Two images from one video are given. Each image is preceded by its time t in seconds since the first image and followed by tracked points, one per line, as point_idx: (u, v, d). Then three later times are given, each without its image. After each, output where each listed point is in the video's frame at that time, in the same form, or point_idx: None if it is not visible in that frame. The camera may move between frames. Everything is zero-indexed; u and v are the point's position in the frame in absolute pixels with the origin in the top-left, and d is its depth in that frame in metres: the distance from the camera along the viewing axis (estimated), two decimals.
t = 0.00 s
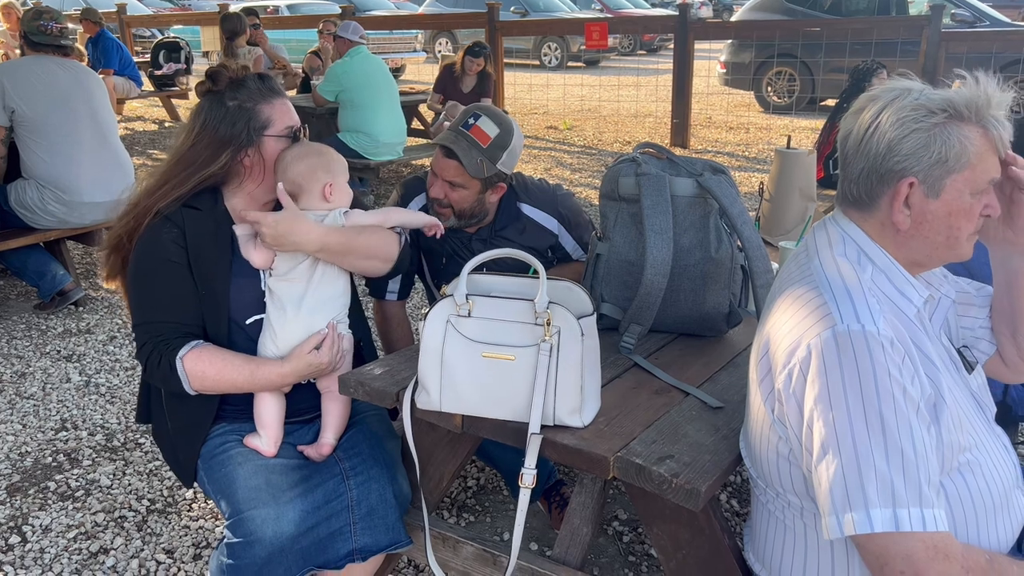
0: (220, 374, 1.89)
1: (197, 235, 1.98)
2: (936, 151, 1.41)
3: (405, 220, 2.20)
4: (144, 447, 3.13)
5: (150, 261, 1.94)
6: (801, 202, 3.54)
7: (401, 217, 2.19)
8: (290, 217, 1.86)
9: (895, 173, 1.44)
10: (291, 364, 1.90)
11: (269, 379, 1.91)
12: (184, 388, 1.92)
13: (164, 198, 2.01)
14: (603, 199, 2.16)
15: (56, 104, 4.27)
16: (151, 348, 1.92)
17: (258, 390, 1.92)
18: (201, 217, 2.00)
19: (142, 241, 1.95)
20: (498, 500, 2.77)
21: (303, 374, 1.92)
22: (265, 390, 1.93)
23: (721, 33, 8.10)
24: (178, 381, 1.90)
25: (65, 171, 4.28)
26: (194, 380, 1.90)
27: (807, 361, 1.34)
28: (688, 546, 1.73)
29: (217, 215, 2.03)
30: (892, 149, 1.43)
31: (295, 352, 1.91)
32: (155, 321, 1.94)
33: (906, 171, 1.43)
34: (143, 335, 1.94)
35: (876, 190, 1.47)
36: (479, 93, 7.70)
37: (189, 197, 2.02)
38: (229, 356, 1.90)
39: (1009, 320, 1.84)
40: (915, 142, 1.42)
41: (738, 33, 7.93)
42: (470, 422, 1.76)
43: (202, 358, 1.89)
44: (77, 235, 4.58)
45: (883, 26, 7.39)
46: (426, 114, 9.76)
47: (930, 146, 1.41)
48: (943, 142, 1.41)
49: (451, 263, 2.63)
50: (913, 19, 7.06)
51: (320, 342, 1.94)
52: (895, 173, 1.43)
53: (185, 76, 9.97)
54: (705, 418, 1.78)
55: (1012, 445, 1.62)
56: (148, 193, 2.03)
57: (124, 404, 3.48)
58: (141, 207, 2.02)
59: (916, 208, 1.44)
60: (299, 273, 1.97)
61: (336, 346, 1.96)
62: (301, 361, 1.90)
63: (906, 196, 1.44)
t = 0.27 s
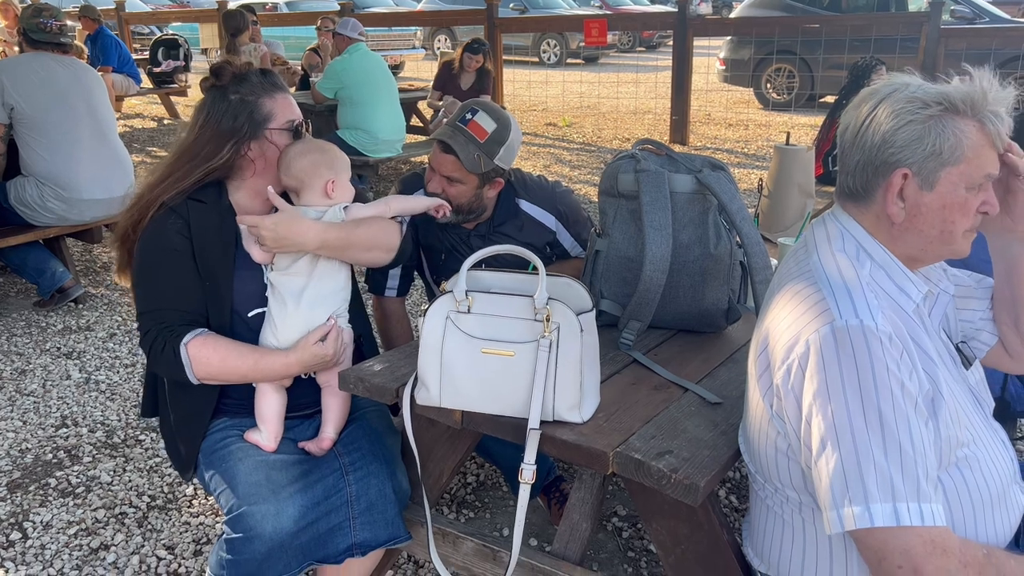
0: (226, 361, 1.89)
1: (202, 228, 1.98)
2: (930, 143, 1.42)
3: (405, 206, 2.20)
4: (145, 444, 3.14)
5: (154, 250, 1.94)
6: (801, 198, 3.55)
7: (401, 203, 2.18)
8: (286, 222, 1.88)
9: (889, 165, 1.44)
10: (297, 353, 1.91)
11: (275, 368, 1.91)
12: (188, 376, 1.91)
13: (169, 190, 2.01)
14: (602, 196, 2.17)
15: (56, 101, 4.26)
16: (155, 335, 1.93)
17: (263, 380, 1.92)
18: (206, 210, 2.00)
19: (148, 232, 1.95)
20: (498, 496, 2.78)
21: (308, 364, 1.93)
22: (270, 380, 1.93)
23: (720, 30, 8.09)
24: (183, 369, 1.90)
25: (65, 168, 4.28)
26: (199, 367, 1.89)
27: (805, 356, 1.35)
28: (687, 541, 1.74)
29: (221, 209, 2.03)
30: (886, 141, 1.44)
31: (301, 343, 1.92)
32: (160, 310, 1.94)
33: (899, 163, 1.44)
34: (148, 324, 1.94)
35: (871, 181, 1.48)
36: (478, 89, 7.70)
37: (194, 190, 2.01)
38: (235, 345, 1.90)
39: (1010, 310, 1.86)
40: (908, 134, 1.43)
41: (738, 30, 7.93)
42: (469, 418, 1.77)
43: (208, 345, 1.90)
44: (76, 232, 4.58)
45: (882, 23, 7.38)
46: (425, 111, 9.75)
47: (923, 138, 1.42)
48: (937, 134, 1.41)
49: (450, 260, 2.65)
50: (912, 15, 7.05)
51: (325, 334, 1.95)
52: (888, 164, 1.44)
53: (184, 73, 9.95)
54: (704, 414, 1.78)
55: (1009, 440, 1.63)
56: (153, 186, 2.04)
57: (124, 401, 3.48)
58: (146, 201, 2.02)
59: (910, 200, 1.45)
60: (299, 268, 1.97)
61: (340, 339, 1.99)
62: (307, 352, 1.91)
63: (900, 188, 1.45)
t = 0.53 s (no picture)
0: (230, 347, 1.88)
1: (203, 222, 1.98)
2: (924, 136, 1.42)
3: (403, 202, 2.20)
4: (145, 440, 3.14)
5: (155, 241, 1.94)
6: (801, 193, 3.55)
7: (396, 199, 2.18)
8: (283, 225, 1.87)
9: (884, 157, 1.45)
10: (303, 339, 1.90)
11: (281, 352, 1.89)
12: (192, 364, 1.90)
13: (170, 183, 2.01)
14: (602, 191, 2.17)
15: (55, 97, 4.26)
16: (159, 323, 1.92)
17: (268, 366, 1.90)
18: (207, 204, 2.00)
19: (149, 225, 1.95)
20: (498, 491, 2.79)
21: (314, 351, 1.92)
22: (275, 367, 1.91)
23: (720, 26, 8.08)
24: (188, 356, 1.89)
25: (65, 164, 4.28)
26: (203, 353, 1.88)
27: (805, 351, 1.35)
28: (687, 535, 1.74)
29: (223, 203, 2.03)
30: (882, 133, 1.45)
31: (306, 329, 1.91)
32: (163, 300, 1.94)
33: (895, 154, 1.44)
34: (151, 312, 1.93)
35: (867, 173, 1.48)
36: (478, 85, 7.69)
37: (195, 183, 2.02)
38: (239, 333, 1.89)
39: (1010, 296, 1.88)
40: (903, 126, 1.43)
41: (738, 26, 7.92)
42: (469, 413, 1.77)
43: (212, 331, 1.89)
44: (76, 228, 4.58)
45: (882, 18, 7.37)
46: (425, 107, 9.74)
47: (918, 130, 1.42)
48: (933, 126, 1.42)
49: (450, 255, 2.65)
50: (913, 11, 7.04)
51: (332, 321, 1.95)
52: (883, 156, 1.45)
53: (183, 70, 9.94)
54: (703, 409, 1.79)
55: (1008, 434, 1.64)
56: (154, 181, 2.04)
57: (125, 397, 3.49)
58: (147, 194, 2.03)
59: (905, 192, 1.45)
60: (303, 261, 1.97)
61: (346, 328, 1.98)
62: (312, 337, 1.90)
63: (895, 180, 1.45)
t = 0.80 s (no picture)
0: (235, 336, 1.90)
1: (200, 216, 1.98)
2: (919, 128, 1.42)
3: (403, 188, 2.19)
4: (146, 434, 3.15)
5: (153, 237, 1.94)
6: (800, 189, 3.55)
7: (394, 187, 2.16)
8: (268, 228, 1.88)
9: (880, 148, 1.46)
10: (306, 324, 1.92)
11: (285, 339, 1.91)
12: (197, 355, 1.91)
13: (166, 180, 2.01)
14: (602, 186, 2.18)
15: (56, 93, 4.26)
16: (161, 317, 1.92)
17: (271, 353, 1.92)
18: (203, 199, 2.00)
19: (146, 221, 1.95)
20: (498, 486, 2.79)
21: (318, 335, 1.94)
22: (279, 354, 1.93)
23: (720, 21, 8.08)
24: (192, 348, 1.90)
25: (66, 159, 4.28)
26: (207, 344, 1.90)
27: (804, 345, 1.35)
28: (686, 529, 1.75)
29: (218, 197, 2.03)
30: (878, 125, 1.45)
31: (309, 314, 1.93)
32: (165, 293, 1.94)
33: (890, 146, 1.45)
34: (153, 307, 1.94)
35: (864, 165, 1.49)
36: (478, 81, 7.69)
37: (192, 179, 2.02)
38: (240, 322, 1.91)
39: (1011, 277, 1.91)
40: (899, 118, 1.44)
41: (739, 21, 7.91)
42: (469, 406, 1.78)
43: (215, 321, 1.90)
44: (77, 223, 4.59)
45: (883, 14, 7.36)
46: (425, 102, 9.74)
47: (914, 123, 1.43)
48: (928, 118, 1.42)
49: (450, 250, 2.65)
50: (913, 7, 7.03)
51: (333, 305, 1.98)
52: (879, 148, 1.46)
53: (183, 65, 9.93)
54: (703, 402, 1.79)
55: (1006, 428, 1.64)
56: (150, 177, 2.04)
57: (126, 392, 3.50)
58: (143, 192, 2.03)
59: (900, 184, 1.46)
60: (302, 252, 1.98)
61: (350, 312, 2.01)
62: (316, 321, 1.93)
63: (891, 171, 1.45)
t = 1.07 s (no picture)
0: (230, 337, 1.90)
1: (192, 216, 1.98)
2: (915, 121, 1.43)
3: (390, 175, 2.17)
4: (147, 429, 3.16)
5: (147, 240, 1.95)
6: (800, 184, 3.56)
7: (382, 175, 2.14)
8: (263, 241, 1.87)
9: (877, 141, 1.46)
10: (300, 321, 1.92)
11: (279, 338, 1.91)
12: (194, 356, 1.93)
13: (158, 180, 2.01)
14: (602, 181, 2.18)
15: (58, 88, 4.27)
16: (159, 320, 1.94)
17: (267, 352, 1.92)
18: (194, 198, 2.00)
19: (139, 224, 1.96)
20: (498, 480, 2.80)
21: (314, 330, 1.94)
22: (274, 352, 1.93)
23: (721, 17, 8.07)
24: (190, 350, 1.92)
25: (67, 155, 4.29)
26: (204, 347, 1.91)
27: (803, 339, 1.36)
28: (685, 523, 1.76)
29: (209, 196, 2.03)
30: (876, 119, 1.46)
31: (303, 310, 1.93)
32: (162, 296, 1.96)
33: (886, 138, 1.45)
34: (150, 311, 1.95)
35: (861, 157, 1.50)
36: (478, 77, 7.68)
37: (182, 179, 2.02)
38: (234, 324, 1.91)
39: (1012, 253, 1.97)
40: (895, 112, 1.44)
41: (739, 17, 7.90)
42: (470, 401, 1.78)
43: (210, 323, 1.91)
44: (77, 219, 4.59)
45: (884, 10, 7.34)
46: (426, 98, 9.73)
47: (910, 116, 1.43)
48: (924, 112, 1.43)
49: (450, 245, 2.65)
50: (915, 2, 7.02)
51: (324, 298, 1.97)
52: (876, 141, 1.46)
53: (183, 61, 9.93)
54: (702, 397, 1.80)
55: (1004, 423, 1.65)
56: (142, 179, 2.04)
57: (127, 387, 3.51)
58: (135, 193, 2.03)
59: (896, 177, 1.46)
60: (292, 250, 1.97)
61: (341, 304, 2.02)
62: (310, 317, 1.92)
63: (887, 164, 1.46)
